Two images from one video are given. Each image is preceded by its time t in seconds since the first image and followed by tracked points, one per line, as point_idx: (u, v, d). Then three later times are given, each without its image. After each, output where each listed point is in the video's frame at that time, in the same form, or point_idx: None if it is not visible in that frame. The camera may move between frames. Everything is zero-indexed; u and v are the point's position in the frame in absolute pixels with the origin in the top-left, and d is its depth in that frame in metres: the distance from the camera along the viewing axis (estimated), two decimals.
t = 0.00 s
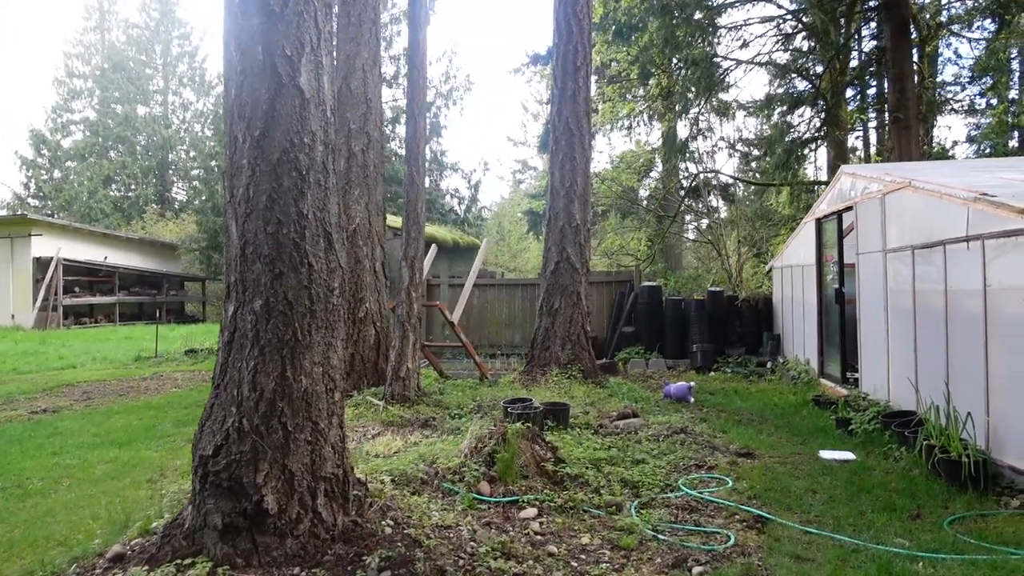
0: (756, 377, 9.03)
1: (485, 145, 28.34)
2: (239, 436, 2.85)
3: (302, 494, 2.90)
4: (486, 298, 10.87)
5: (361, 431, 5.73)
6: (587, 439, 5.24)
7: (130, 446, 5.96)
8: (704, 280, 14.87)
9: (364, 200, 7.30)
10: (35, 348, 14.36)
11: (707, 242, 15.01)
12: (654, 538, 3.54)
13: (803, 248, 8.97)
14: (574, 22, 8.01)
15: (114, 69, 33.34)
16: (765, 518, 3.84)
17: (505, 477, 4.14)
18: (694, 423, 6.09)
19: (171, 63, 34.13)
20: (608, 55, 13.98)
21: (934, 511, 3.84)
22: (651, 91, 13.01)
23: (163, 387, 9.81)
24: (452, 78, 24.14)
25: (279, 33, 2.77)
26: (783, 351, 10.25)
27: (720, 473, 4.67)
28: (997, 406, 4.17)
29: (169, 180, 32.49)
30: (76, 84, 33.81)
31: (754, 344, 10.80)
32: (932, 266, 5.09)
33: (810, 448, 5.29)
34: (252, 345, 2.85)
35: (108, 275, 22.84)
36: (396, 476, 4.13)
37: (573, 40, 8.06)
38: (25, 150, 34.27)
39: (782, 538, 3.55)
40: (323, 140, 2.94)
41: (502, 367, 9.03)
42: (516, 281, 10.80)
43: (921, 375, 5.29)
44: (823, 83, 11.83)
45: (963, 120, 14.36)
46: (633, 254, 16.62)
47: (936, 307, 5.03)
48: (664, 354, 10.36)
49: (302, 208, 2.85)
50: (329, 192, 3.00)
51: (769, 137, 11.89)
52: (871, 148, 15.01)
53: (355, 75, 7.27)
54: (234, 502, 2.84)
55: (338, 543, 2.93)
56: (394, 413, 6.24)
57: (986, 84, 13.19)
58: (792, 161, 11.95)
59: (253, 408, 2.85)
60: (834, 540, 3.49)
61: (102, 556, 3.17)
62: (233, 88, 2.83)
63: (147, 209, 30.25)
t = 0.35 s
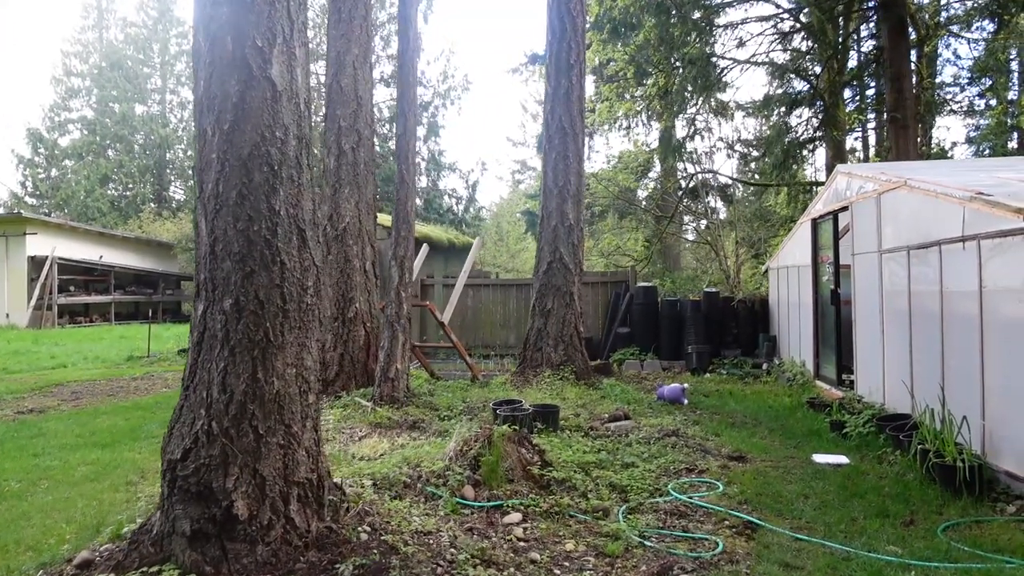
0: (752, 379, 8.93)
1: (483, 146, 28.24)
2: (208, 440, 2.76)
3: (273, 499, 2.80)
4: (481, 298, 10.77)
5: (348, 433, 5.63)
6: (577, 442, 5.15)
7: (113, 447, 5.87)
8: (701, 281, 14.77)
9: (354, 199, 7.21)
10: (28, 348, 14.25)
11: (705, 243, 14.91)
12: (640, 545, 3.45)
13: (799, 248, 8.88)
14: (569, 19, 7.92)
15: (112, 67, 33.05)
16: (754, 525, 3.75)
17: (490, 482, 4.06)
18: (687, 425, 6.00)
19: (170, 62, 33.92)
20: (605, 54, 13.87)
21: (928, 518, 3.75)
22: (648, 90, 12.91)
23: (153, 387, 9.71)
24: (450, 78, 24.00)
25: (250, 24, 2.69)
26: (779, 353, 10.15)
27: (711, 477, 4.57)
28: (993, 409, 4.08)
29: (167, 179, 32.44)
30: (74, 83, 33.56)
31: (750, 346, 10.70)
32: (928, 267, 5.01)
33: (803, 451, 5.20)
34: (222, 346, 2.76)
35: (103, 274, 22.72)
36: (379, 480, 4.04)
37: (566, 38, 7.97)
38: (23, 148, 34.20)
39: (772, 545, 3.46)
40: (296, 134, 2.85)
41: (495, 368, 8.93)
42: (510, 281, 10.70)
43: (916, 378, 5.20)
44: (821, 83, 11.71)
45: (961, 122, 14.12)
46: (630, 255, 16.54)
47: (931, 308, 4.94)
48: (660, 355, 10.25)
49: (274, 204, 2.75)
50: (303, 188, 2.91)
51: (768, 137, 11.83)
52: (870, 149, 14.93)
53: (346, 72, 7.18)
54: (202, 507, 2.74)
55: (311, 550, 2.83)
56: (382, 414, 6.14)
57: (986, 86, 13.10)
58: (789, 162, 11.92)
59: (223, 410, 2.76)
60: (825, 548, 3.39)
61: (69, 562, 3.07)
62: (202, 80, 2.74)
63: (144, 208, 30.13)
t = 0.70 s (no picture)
0: (752, 381, 8.85)
1: (484, 146, 28.13)
2: (191, 443, 2.68)
3: (258, 504, 2.72)
4: (479, 298, 10.69)
5: (342, 434, 5.55)
6: (574, 444, 5.07)
7: (104, 448, 5.79)
8: (701, 283, 14.69)
9: (350, 198, 7.13)
10: (25, 347, 14.16)
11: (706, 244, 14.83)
12: (637, 551, 3.36)
13: (800, 249, 8.79)
14: (568, 16, 7.84)
15: (112, 66, 32.88)
16: (754, 530, 3.66)
17: (484, 485, 3.98)
18: (686, 428, 5.92)
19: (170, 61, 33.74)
20: (605, 54, 13.77)
21: (932, 524, 3.66)
22: (649, 89, 12.81)
23: (149, 387, 9.64)
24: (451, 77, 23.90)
25: (236, 15, 2.61)
26: (780, 354, 10.06)
27: (710, 481, 4.49)
28: (998, 413, 3.99)
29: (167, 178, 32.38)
30: (75, 82, 33.44)
31: (750, 347, 10.61)
32: (931, 267, 4.92)
33: (804, 455, 5.11)
34: (205, 345, 2.68)
35: (102, 273, 22.63)
36: (370, 483, 3.96)
37: (565, 36, 7.89)
38: (22, 147, 34.13)
39: (771, 551, 3.38)
40: (282, 128, 2.77)
41: (493, 369, 8.85)
42: (509, 282, 10.62)
43: (920, 380, 5.11)
44: (823, 84, 11.64)
45: (963, 123, 14.10)
46: (630, 256, 16.44)
47: (935, 310, 4.85)
48: (659, 356, 10.16)
49: (259, 200, 2.68)
50: (290, 184, 2.83)
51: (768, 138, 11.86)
52: (871, 151, 14.84)
53: (342, 69, 7.09)
54: (185, 512, 2.65)
55: (298, 557, 2.75)
56: (378, 415, 6.06)
57: (988, 87, 13.01)
58: (790, 164, 11.90)
59: (206, 411, 2.68)
60: (826, 555, 3.31)
61: (49, 568, 2.99)
62: (186, 72, 2.66)
63: (144, 208, 30.06)
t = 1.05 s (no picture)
0: (754, 383, 8.73)
1: (484, 146, 27.99)
2: (173, 452, 2.56)
3: (243, 515, 2.60)
4: (478, 299, 10.57)
5: (337, 438, 5.42)
6: (574, 449, 4.94)
7: (94, 453, 5.66)
8: (702, 283, 14.57)
9: (347, 197, 7.01)
10: (20, 348, 14.02)
11: (708, 244, 14.70)
12: (639, 562, 3.24)
13: (804, 249, 8.67)
14: (568, 13, 7.71)
15: (112, 66, 32.20)
16: (760, 540, 3.54)
17: (481, 492, 3.86)
18: (688, 432, 5.79)
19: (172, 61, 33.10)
20: (606, 53, 13.63)
21: (944, 534, 3.54)
22: (650, 89, 12.67)
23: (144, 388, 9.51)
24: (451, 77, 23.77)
25: (220, 3, 2.48)
26: (783, 356, 9.94)
27: (713, 488, 4.37)
28: (1011, 419, 3.87)
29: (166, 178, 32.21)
30: (75, 82, 33.19)
31: (753, 349, 10.48)
32: (941, 268, 4.80)
33: (809, 460, 4.99)
34: (189, 350, 2.55)
35: (101, 274, 22.49)
36: (364, 490, 3.84)
37: (566, 33, 7.76)
38: (21, 147, 34.01)
39: (778, 563, 3.25)
40: (269, 122, 2.65)
41: (492, 371, 8.73)
42: (508, 282, 10.50)
43: (929, 384, 4.98)
44: (826, 83, 11.51)
45: (965, 123, 14.00)
46: (631, 256, 16.31)
47: (945, 312, 4.73)
48: (660, 357, 10.04)
49: (245, 197, 2.55)
50: (278, 180, 2.70)
51: (769, 138, 11.66)
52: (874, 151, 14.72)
53: (339, 67, 6.97)
54: (167, 524, 2.53)
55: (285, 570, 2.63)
56: (374, 419, 5.94)
57: (991, 87, 12.88)
58: (792, 162, 11.67)
59: (189, 419, 2.56)
60: (835, 567, 3.18)
61: None
62: (168, 63, 2.54)
63: (143, 208, 29.94)
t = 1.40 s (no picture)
0: (756, 386, 8.60)
1: (483, 146, 27.85)
2: (152, 465, 2.43)
3: (226, 531, 2.46)
4: (477, 300, 10.44)
5: (331, 444, 5.29)
6: (574, 456, 4.82)
7: (82, 459, 5.52)
8: (702, 285, 14.44)
9: (342, 197, 6.88)
10: (14, 349, 13.84)
11: (708, 245, 14.56)
12: None
13: (807, 250, 8.55)
14: (568, 10, 7.58)
15: (109, 65, 32.02)
16: (766, 552, 3.41)
17: (477, 502, 3.73)
18: (690, 437, 5.67)
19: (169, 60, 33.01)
20: (606, 52, 13.48)
21: (957, 545, 3.41)
22: (650, 88, 12.52)
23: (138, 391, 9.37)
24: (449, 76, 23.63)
25: None
26: (785, 358, 9.81)
27: (717, 497, 4.24)
28: None
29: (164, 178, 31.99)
30: (73, 82, 32.93)
31: (754, 352, 10.36)
32: (950, 270, 4.68)
33: (815, 467, 4.86)
34: (168, 358, 2.42)
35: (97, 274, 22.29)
36: (356, 500, 3.71)
37: (565, 31, 7.63)
38: (19, 147, 33.85)
39: None
40: (253, 118, 2.52)
41: (490, 373, 8.60)
42: (507, 283, 10.38)
43: (938, 389, 4.86)
44: (827, 82, 11.38)
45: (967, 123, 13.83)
46: (630, 257, 16.18)
47: (954, 315, 4.61)
48: (661, 360, 9.91)
49: (227, 196, 2.42)
50: (262, 180, 2.58)
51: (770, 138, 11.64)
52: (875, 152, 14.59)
53: (335, 64, 6.84)
54: (145, 541, 2.39)
55: None
56: (369, 423, 5.81)
57: (994, 87, 12.71)
58: (794, 163, 11.62)
59: (169, 430, 2.42)
60: None
61: None
62: (146, 56, 2.41)
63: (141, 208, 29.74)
